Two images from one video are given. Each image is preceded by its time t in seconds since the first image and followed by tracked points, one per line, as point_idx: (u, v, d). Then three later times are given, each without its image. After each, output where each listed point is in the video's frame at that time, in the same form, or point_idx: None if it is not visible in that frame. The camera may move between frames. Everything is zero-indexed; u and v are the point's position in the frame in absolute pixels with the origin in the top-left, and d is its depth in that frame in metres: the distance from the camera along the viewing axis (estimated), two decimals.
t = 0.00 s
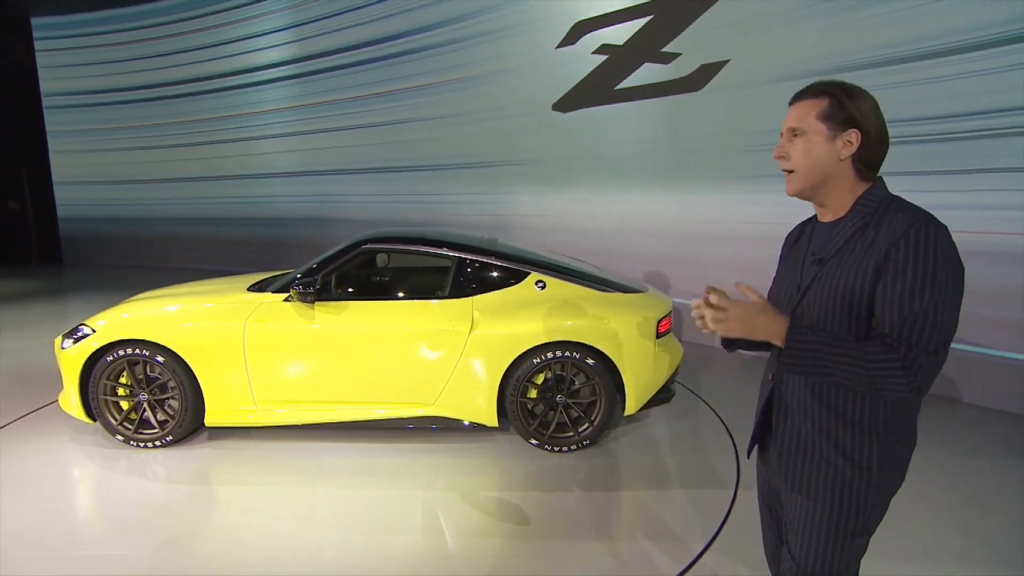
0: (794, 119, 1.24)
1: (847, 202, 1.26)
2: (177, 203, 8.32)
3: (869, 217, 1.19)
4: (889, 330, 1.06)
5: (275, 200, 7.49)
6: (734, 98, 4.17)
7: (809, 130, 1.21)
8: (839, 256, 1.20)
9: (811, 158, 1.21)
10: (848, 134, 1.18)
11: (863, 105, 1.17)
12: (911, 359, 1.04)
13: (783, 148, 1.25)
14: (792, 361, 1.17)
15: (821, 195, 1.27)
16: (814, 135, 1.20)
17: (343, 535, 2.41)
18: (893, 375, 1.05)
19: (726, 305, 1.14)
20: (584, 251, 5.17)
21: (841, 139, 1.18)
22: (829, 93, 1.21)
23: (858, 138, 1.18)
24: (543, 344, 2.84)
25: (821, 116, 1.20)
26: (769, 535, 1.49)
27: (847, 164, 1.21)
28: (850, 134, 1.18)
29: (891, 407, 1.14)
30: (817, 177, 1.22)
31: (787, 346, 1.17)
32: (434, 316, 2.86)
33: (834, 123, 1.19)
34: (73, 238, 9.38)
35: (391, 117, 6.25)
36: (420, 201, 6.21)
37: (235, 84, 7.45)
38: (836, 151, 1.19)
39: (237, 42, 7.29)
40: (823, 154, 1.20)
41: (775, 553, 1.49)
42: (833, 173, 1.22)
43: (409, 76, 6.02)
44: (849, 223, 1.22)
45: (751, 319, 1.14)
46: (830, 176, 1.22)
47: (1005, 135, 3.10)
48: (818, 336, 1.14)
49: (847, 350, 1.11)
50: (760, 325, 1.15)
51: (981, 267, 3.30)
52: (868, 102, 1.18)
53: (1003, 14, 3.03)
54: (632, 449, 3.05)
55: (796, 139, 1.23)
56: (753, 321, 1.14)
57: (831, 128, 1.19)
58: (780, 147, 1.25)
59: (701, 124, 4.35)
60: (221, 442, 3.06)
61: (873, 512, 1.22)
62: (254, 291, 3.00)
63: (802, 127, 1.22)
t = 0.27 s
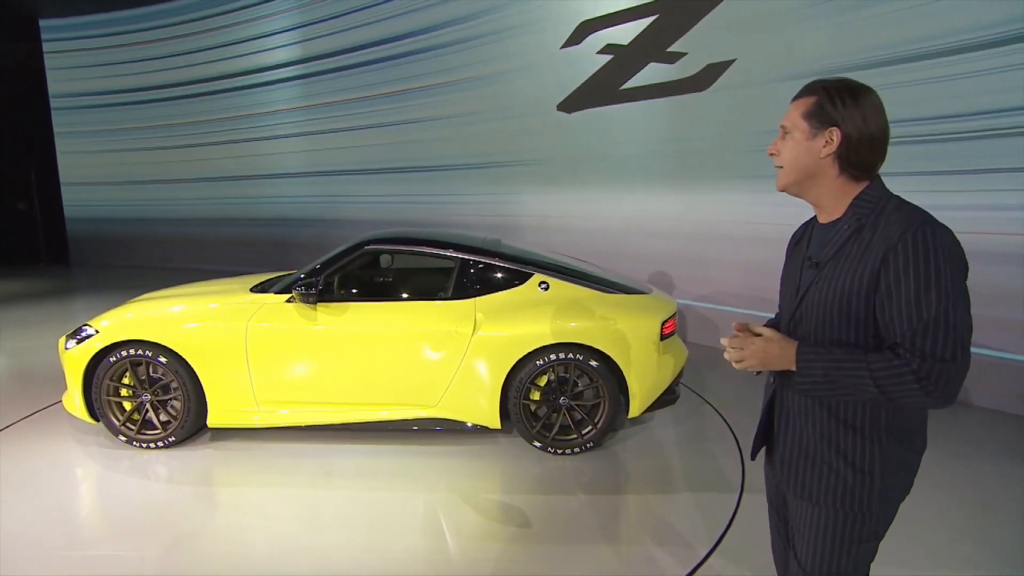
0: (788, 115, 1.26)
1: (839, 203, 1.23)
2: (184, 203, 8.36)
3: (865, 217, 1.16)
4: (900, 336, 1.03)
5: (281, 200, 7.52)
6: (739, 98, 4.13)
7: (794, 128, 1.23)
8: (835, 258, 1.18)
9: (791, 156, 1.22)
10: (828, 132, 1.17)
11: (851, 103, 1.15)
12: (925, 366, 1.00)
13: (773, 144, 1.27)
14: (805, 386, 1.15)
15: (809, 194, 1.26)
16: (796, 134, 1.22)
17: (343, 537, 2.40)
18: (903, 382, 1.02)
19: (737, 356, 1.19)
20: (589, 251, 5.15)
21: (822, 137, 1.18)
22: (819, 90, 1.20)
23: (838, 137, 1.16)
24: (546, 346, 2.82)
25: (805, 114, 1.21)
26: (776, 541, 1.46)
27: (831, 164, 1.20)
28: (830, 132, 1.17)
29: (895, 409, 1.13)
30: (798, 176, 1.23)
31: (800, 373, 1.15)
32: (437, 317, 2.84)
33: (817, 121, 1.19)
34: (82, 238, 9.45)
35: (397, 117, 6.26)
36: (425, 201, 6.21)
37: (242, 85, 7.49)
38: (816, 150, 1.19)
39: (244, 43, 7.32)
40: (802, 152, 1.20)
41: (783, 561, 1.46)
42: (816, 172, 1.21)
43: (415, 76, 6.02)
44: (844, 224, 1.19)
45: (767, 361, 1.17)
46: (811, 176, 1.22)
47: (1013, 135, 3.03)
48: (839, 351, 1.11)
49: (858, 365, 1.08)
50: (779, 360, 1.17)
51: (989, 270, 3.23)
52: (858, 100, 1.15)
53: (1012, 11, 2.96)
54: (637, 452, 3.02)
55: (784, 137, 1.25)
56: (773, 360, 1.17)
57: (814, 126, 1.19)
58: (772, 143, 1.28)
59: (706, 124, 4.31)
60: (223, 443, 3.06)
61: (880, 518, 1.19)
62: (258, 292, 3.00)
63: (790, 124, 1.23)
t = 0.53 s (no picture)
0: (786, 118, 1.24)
1: (841, 205, 1.22)
2: (188, 203, 8.38)
3: (865, 218, 1.14)
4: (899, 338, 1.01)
5: (284, 201, 7.53)
6: (742, 98, 4.10)
7: (793, 132, 1.21)
8: (834, 260, 1.17)
9: (790, 160, 1.21)
10: (826, 136, 1.15)
11: (850, 105, 1.12)
12: (926, 370, 0.98)
13: (772, 147, 1.26)
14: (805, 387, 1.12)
15: (810, 197, 1.25)
16: (794, 137, 1.20)
17: (341, 540, 2.39)
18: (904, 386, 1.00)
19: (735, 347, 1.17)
20: (591, 253, 5.13)
21: (820, 140, 1.16)
22: (817, 92, 1.18)
23: (837, 140, 1.14)
24: (547, 348, 2.80)
25: (803, 118, 1.19)
26: (777, 549, 1.44)
27: (832, 166, 1.18)
28: (828, 135, 1.15)
29: (894, 414, 1.11)
30: (798, 180, 1.21)
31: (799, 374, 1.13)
32: (437, 319, 2.83)
33: (814, 124, 1.17)
34: (87, 238, 9.48)
35: (401, 117, 6.26)
36: (428, 202, 6.20)
37: (246, 85, 7.51)
38: (816, 153, 1.17)
39: (248, 43, 7.34)
40: (801, 156, 1.19)
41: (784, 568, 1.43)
42: (816, 175, 1.19)
43: (418, 77, 6.02)
44: (845, 225, 1.17)
45: (763, 357, 1.15)
46: (811, 179, 1.20)
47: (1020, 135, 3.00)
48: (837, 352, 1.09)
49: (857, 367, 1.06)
50: (776, 358, 1.15)
51: (995, 272, 3.20)
52: (857, 101, 1.12)
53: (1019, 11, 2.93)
54: (638, 455, 3.00)
55: (783, 141, 1.23)
56: (768, 357, 1.15)
57: (812, 129, 1.17)
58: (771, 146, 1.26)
59: (710, 125, 4.29)
60: (223, 445, 3.06)
61: (882, 525, 1.17)
62: (257, 293, 2.99)
63: (788, 127, 1.22)
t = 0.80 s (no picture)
0: (788, 120, 1.23)
1: (848, 205, 1.20)
2: (190, 206, 8.39)
3: (873, 218, 1.13)
4: (905, 338, 0.99)
5: (286, 203, 7.54)
6: (743, 99, 4.09)
7: (796, 134, 1.19)
8: (842, 261, 1.16)
9: (794, 162, 1.19)
10: (830, 137, 1.13)
11: (853, 105, 1.11)
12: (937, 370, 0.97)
13: (775, 150, 1.24)
14: (812, 366, 1.03)
15: (815, 200, 1.23)
16: (798, 139, 1.18)
17: (340, 544, 2.38)
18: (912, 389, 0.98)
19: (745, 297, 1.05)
20: (593, 254, 5.12)
21: (824, 142, 1.14)
22: (819, 93, 1.17)
23: (841, 141, 1.12)
24: (548, 350, 2.79)
25: (805, 119, 1.18)
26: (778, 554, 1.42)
27: (837, 167, 1.16)
28: (832, 137, 1.13)
29: (898, 418, 1.09)
30: (804, 182, 1.19)
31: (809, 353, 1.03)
32: (437, 321, 2.82)
33: (817, 126, 1.15)
34: (89, 241, 9.51)
35: (402, 119, 6.26)
36: (429, 204, 6.20)
37: (248, 87, 7.52)
38: (820, 155, 1.15)
39: (250, 46, 7.36)
40: (805, 158, 1.17)
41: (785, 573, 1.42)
42: (821, 177, 1.18)
43: (420, 78, 6.03)
44: (852, 225, 1.17)
45: (774, 314, 1.03)
46: (817, 181, 1.18)
47: None
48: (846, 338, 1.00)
49: (862, 359, 0.99)
50: (784, 320, 1.03)
51: (1000, 272, 3.17)
52: (859, 102, 1.11)
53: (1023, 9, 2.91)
54: (639, 457, 2.98)
55: (785, 143, 1.22)
56: (778, 316, 1.03)
57: (815, 131, 1.16)
58: (774, 149, 1.25)
59: (711, 126, 4.27)
60: (223, 448, 3.05)
61: (884, 532, 1.15)
62: (257, 296, 2.98)
63: (790, 130, 1.20)
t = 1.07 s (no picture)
0: (787, 122, 1.22)
1: (849, 207, 1.20)
2: (180, 205, 8.32)
3: (875, 221, 1.13)
4: (900, 342, 0.99)
5: (277, 203, 7.49)
6: (737, 99, 4.09)
7: (795, 135, 1.19)
8: (840, 263, 1.15)
9: (795, 162, 1.18)
10: (833, 137, 1.13)
11: (855, 106, 1.11)
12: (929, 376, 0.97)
13: (774, 151, 1.24)
14: (802, 369, 1.02)
15: (814, 201, 1.23)
16: (799, 140, 1.18)
17: (332, 547, 2.36)
18: (903, 396, 0.98)
19: (742, 287, 1.01)
20: (586, 254, 5.11)
21: (826, 143, 1.14)
22: (818, 94, 1.17)
23: (844, 141, 1.12)
24: (541, 350, 2.78)
25: (806, 120, 1.17)
26: (762, 557, 1.42)
27: (838, 168, 1.16)
28: (834, 137, 1.13)
29: (888, 425, 1.09)
30: (805, 183, 1.19)
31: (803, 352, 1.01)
32: (430, 321, 2.81)
33: (819, 126, 1.15)
34: (78, 240, 9.41)
35: (393, 119, 6.23)
36: (422, 204, 6.18)
37: (237, 86, 7.47)
38: (821, 156, 1.15)
39: (239, 44, 7.31)
40: (806, 159, 1.17)
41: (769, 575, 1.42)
42: (823, 178, 1.17)
43: (411, 78, 6.00)
44: (852, 226, 1.16)
45: (769, 309, 1.01)
46: (818, 182, 1.18)
47: (1015, 135, 3.01)
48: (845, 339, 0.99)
49: (859, 360, 0.98)
50: (778, 316, 1.02)
51: (990, 272, 3.20)
52: (860, 102, 1.12)
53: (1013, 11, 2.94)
54: (632, 457, 2.98)
55: (784, 144, 1.21)
56: (772, 312, 1.01)
57: (816, 132, 1.16)
58: (772, 150, 1.24)
59: (704, 126, 4.28)
60: (214, 449, 3.03)
61: (870, 537, 1.15)
62: (248, 296, 2.96)
63: (790, 131, 1.20)
